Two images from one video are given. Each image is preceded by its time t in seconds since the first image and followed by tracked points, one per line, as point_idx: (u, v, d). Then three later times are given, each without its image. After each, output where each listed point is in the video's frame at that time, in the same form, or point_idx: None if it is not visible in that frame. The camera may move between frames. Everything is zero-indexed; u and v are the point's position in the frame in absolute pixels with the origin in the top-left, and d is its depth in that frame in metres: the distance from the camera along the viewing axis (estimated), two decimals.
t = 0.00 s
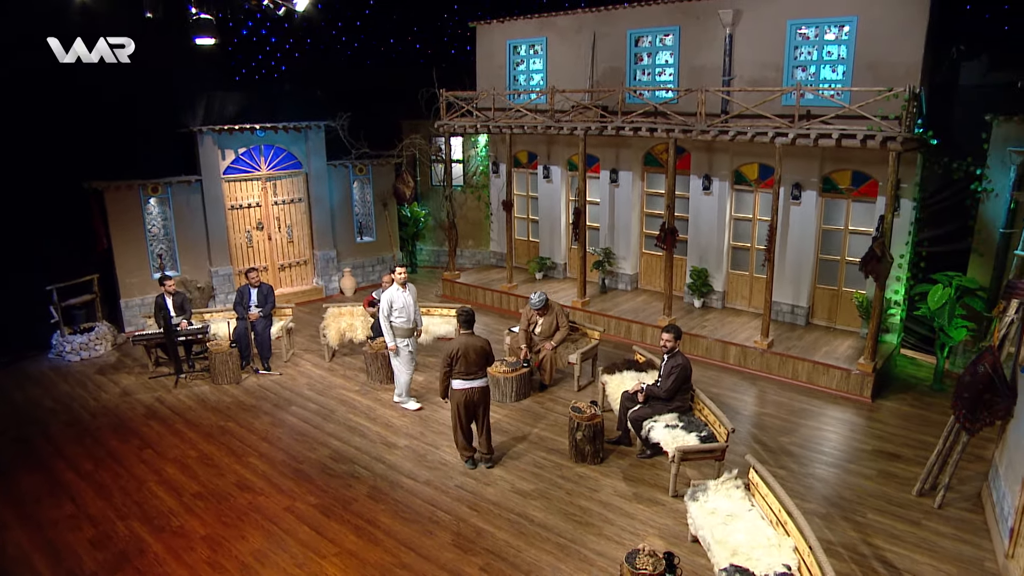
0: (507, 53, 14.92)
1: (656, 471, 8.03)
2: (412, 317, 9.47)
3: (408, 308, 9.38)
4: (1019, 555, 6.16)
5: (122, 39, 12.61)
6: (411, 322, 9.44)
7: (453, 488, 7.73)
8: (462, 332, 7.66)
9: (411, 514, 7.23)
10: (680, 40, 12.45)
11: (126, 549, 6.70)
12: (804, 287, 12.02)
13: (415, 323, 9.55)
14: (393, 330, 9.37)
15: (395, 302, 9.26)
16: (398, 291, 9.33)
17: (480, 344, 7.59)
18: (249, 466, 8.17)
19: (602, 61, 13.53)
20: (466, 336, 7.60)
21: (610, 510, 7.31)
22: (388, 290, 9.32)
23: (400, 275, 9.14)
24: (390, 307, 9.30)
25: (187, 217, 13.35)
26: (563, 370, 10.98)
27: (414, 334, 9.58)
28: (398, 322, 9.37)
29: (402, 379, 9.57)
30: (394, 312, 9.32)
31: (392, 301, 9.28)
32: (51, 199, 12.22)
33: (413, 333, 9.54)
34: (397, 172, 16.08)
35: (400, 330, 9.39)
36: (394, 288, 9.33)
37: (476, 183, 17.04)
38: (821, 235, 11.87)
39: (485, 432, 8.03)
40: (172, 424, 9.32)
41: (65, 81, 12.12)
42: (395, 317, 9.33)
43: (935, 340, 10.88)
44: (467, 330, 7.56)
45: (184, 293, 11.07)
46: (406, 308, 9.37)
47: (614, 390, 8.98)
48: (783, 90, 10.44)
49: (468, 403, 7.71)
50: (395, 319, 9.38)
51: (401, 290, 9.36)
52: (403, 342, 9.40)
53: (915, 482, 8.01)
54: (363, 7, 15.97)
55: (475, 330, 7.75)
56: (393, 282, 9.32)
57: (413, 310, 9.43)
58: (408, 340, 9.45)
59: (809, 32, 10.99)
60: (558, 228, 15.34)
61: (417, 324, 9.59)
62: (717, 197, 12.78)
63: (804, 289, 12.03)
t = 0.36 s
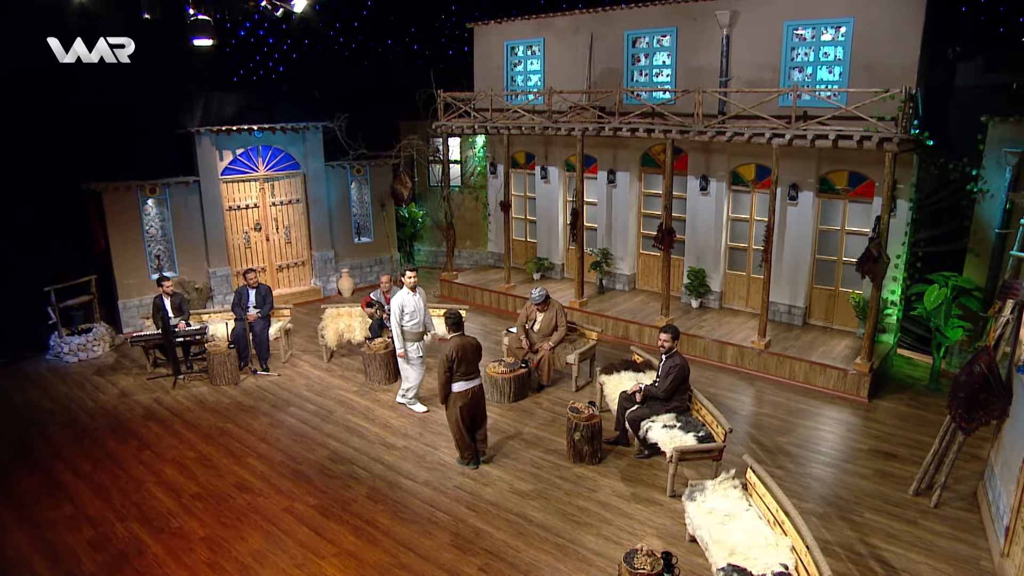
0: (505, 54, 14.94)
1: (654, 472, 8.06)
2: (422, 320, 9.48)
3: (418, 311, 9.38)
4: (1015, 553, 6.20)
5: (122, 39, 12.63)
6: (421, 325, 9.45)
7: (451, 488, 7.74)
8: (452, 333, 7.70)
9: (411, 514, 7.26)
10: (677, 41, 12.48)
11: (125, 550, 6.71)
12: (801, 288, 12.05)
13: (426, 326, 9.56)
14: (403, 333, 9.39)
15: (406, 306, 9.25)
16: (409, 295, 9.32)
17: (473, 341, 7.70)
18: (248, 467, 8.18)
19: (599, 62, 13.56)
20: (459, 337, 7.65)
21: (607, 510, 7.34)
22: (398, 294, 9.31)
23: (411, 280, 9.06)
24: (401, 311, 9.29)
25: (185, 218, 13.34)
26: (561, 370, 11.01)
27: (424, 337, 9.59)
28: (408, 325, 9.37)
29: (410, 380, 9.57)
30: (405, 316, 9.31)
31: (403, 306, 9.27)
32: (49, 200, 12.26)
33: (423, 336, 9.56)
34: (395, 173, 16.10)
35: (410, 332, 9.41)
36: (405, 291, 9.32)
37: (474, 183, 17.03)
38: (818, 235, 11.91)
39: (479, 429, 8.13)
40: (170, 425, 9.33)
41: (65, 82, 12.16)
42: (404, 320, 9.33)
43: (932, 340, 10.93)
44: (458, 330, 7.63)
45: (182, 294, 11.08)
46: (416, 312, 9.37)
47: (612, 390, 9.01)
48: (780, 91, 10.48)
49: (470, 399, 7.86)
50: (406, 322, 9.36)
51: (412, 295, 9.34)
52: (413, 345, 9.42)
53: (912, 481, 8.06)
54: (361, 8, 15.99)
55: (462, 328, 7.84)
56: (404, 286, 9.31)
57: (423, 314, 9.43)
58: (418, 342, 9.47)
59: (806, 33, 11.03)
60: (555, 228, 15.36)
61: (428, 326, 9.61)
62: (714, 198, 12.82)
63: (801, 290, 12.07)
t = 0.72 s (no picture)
0: (507, 51, 14.89)
1: (655, 469, 8.01)
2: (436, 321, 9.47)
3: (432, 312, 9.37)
4: (1019, 553, 6.13)
5: (122, 39, 12.63)
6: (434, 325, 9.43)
7: (451, 486, 7.70)
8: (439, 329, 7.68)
9: (409, 511, 7.22)
10: (679, 38, 12.42)
11: (121, 546, 6.68)
12: (804, 286, 11.99)
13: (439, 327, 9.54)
14: (416, 335, 9.35)
15: (420, 306, 9.25)
16: (422, 295, 9.34)
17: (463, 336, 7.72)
18: (246, 464, 8.15)
19: (601, 59, 13.50)
20: (450, 333, 7.62)
21: (607, 507, 7.30)
22: (411, 294, 9.33)
23: (425, 279, 9.09)
24: (415, 311, 9.29)
25: (186, 215, 13.31)
26: (562, 368, 10.95)
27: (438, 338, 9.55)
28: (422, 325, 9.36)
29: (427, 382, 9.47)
30: (418, 316, 9.31)
31: (416, 305, 9.28)
32: (49, 199, 12.24)
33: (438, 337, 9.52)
34: (397, 170, 16.07)
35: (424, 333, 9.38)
36: (417, 292, 9.34)
37: (476, 181, 16.94)
38: (821, 233, 11.84)
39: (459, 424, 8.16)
40: (169, 422, 9.31)
41: (65, 82, 12.17)
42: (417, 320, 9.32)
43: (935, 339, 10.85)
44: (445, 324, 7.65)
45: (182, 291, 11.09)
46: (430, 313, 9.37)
47: (613, 387, 8.96)
48: (781, 87, 10.42)
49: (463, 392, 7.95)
50: (419, 322, 9.35)
51: (425, 295, 9.36)
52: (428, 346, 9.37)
53: (915, 480, 7.99)
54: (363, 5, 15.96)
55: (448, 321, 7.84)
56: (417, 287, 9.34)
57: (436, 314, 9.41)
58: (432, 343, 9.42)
59: (809, 30, 10.96)
60: (557, 226, 15.31)
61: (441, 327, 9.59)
62: (716, 195, 12.75)
63: (803, 288, 12.00)
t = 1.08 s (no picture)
0: (508, 46, 14.80)
1: (654, 464, 7.92)
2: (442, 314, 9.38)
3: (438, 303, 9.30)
4: None
5: (122, 39, 12.59)
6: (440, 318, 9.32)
7: (448, 480, 7.62)
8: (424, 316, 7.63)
9: (406, 506, 7.14)
10: (681, 31, 12.32)
11: (114, 540, 6.62)
12: (806, 281, 11.88)
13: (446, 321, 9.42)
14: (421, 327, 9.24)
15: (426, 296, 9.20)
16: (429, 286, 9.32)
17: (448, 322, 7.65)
18: (242, 458, 8.08)
19: (602, 53, 13.39)
20: (433, 319, 7.54)
21: (605, 502, 7.21)
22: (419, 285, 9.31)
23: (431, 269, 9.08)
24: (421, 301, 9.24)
25: (186, 210, 13.26)
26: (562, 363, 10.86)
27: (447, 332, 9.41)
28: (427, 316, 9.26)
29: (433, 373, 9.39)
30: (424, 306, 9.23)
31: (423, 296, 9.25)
32: (49, 198, 12.22)
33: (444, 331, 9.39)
34: (398, 166, 16.01)
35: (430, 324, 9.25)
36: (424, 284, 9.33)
37: (477, 177, 16.78)
38: (824, 227, 11.72)
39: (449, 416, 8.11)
40: (166, 416, 9.25)
41: (65, 82, 12.15)
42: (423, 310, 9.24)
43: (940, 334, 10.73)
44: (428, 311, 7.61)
45: (180, 286, 11.05)
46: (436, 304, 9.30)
47: (612, 381, 8.87)
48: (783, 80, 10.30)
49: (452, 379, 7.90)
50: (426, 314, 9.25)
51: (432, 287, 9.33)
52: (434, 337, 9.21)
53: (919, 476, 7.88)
54: None
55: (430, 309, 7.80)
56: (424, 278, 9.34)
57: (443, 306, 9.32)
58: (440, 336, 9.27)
59: (812, 22, 10.85)
60: (558, 221, 15.23)
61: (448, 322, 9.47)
62: (718, 190, 12.65)
63: (806, 283, 11.89)
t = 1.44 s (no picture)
0: (509, 38, 14.69)
1: (654, 457, 7.80)
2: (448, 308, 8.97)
3: (443, 296, 8.90)
4: None
5: (122, 39, 12.57)
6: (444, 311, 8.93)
7: (443, 472, 7.52)
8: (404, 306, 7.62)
9: (400, 497, 7.04)
10: (683, 22, 12.19)
11: (104, 530, 6.54)
12: (810, 274, 11.73)
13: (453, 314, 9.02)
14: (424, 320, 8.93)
15: (428, 288, 8.82)
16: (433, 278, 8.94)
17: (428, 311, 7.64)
18: (236, 450, 7.99)
19: (604, 45, 13.27)
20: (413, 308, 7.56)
21: (603, 495, 7.09)
22: (424, 277, 9.00)
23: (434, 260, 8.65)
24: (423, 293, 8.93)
25: (185, 203, 13.18)
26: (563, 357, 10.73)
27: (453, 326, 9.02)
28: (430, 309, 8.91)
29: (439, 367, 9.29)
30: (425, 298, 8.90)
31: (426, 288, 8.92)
32: (47, 195, 12.19)
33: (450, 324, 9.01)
34: (399, 160, 15.90)
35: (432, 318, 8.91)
36: (431, 275, 8.98)
37: (479, 171, 16.57)
38: (828, 220, 11.57)
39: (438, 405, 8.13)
40: (161, 408, 9.18)
41: (65, 82, 12.13)
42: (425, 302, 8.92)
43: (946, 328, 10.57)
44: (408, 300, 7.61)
45: (178, 278, 10.96)
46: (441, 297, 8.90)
47: (612, 373, 8.75)
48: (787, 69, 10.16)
49: (434, 368, 7.89)
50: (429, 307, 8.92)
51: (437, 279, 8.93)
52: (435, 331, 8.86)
53: (923, 470, 7.75)
54: None
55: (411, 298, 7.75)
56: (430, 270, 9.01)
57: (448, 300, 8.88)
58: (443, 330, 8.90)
59: (815, 11, 10.70)
60: (560, 215, 15.10)
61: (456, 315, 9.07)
62: (721, 182, 12.51)
63: (809, 276, 11.74)
